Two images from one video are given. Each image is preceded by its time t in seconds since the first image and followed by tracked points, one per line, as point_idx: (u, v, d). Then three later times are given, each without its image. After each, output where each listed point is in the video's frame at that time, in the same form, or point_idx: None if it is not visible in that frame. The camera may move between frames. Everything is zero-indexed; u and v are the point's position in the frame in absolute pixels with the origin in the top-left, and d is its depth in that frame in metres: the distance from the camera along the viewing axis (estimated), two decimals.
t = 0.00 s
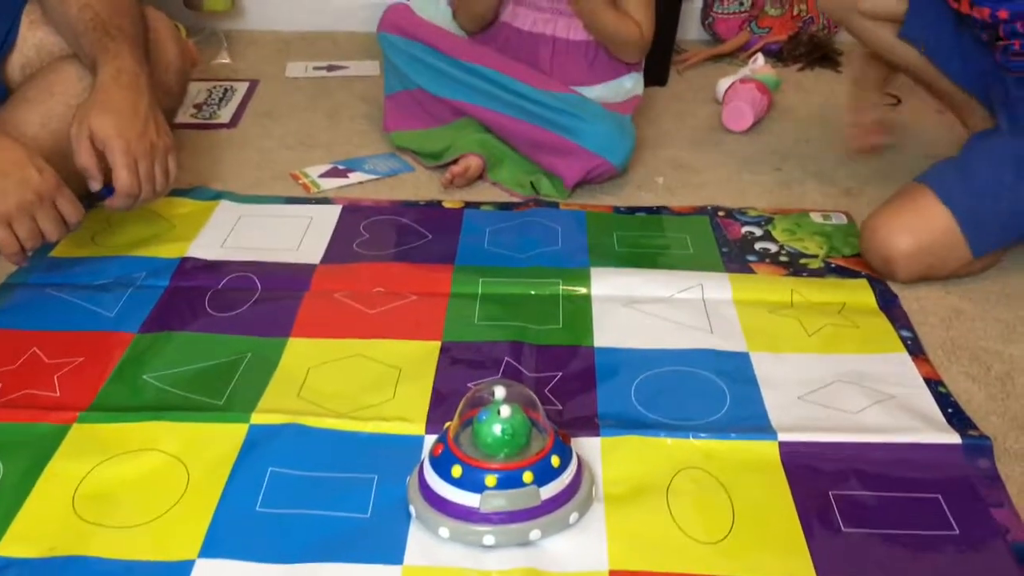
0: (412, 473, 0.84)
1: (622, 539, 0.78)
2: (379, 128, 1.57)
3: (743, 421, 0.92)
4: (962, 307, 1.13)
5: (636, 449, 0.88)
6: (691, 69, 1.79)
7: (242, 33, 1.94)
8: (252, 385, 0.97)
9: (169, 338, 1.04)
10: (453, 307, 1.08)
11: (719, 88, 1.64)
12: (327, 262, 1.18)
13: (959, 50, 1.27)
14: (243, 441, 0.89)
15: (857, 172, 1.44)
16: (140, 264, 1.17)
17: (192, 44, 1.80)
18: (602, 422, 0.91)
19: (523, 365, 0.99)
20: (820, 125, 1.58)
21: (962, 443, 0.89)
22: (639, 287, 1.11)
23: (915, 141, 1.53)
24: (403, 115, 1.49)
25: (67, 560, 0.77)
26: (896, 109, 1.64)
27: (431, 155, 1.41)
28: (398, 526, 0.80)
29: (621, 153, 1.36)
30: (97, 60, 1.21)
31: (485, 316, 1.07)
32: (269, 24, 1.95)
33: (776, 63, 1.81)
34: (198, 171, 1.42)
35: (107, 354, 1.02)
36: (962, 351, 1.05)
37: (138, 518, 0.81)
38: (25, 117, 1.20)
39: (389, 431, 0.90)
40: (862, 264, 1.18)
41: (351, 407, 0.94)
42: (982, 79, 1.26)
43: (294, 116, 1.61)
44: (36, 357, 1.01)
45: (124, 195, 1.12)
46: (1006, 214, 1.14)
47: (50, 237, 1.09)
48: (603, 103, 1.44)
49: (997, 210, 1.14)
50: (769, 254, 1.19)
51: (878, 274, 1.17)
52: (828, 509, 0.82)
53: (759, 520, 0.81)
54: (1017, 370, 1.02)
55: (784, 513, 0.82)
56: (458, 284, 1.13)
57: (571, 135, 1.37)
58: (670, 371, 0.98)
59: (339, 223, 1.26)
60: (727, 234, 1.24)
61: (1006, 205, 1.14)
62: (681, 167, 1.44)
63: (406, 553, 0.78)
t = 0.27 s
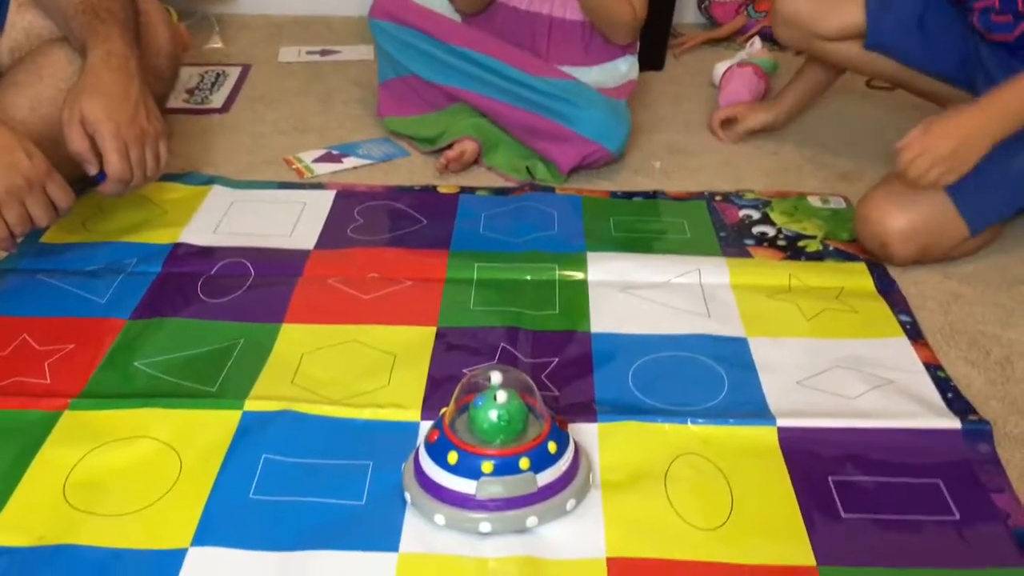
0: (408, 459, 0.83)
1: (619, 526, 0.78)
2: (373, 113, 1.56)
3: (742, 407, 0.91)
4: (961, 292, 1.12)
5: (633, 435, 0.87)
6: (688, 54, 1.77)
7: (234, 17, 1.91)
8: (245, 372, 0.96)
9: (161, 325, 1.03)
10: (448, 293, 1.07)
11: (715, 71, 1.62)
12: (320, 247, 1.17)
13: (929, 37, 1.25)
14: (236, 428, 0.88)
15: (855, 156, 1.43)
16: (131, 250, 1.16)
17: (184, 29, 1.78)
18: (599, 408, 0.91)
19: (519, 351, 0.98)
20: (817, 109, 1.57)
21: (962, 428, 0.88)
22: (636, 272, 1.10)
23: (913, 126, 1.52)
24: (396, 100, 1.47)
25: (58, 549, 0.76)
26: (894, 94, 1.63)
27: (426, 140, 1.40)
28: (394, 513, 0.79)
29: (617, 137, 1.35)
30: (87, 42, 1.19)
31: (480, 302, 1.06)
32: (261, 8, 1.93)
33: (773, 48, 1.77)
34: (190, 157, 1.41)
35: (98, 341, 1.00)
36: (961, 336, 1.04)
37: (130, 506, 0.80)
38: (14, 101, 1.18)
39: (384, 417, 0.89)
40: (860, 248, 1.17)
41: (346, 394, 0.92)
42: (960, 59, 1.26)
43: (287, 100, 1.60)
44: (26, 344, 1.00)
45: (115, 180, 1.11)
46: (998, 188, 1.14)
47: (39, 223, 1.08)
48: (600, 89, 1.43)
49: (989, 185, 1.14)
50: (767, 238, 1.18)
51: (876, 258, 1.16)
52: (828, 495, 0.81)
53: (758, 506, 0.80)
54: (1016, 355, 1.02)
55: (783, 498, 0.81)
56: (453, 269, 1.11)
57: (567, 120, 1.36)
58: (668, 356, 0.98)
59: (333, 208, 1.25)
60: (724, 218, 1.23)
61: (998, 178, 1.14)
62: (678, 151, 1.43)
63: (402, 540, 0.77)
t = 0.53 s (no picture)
0: (404, 464, 0.82)
1: (618, 529, 0.77)
2: (367, 115, 1.55)
3: (740, 408, 0.90)
4: (960, 290, 1.11)
5: (631, 437, 0.86)
6: (683, 53, 1.77)
7: (227, 20, 1.90)
8: (240, 377, 0.95)
9: (154, 329, 1.02)
10: (444, 295, 1.06)
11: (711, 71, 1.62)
12: (315, 250, 1.16)
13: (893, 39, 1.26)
14: (231, 434, 0.87)
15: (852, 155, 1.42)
16: (124, 255, 1.15)
17: (177, 32, 1.77)
18: (597, 410, 0.90)
19: (515, 353, 0.98)
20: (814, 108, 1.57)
21: (963, 427, 0.87)
22: (633, 273, 1.09)
23: (909, 124, 1.52)
24: (391, 100, 1.46)
25: (50, 557, 0.75)
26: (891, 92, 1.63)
27: (421, 141, 1.39)
28: (390, 518, 0.79)
29: (612, 137, 1.34)
30: (77, 45, 1.18)
31: (476, 304, 1.05)
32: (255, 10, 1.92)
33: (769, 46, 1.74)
34: (184, 160, 1.40)
35: (91, 346, 0.99)
36: (961, 334, 1.03)
37: (124, 513, 0.79)
38: (5, 105, 1.17)
39: (380, 421, 0.88)
40: (858, 247, 1.17)
41: (341, 398, 0.92)
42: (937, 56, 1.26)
43: (281, 103, 1.59)
44: (18, 350, 0.99)
45: (104, 184, 1.10)
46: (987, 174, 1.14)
47: (29, 228, 1.07)
48: (596, 85, 1.42)
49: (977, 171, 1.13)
50: (764, 238, 1.18)
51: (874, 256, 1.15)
52: (828, 496, 0.81)
53: (758, 509, 0.79)
54: (1016, 353, 1.01)
55: (783, 500, 0.80)
56: (449, 272, 1.11)
57: (563, 119, 1.35)
58: (666, 358, 0.97)
59: (328, 210, 1.24)
60: (721, 217, 1.22)
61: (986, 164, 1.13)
62: (674, 151, 1.42)
63: (398, 545, 0.76)
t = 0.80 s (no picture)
0: (405, 464, 0.82)
1: (619, 529, 0.77)
2: (368, 114, 1.55)
3: (742, 406, 0.90)
4: (963, 287, 1.11)
5: (633, 437, 0.86)
6: (683, 52, 1.76)
7: (227, 21, 1.90)
8: (240, 377, 0.95)
9: (155, 330, 1.02)
10: (445, 295, 1.06)
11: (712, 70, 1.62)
12: (315, 250, 1.16)
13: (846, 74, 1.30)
14: (231, 434, 0.87)
15: (854, 152, 1.42)
16: (124, 255, 1.15)
17: (178, 33, 1.77)
18: (598, 409, 0.89)
19: (516, 352, 0.97)
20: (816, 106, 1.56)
21: (966, 425, 0.87)
22: (635, 271, 1.09)
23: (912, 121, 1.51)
24: (391, 100, 1.46)
25: (50, 559, 0.75)
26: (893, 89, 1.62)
27: (422, 141, 1.39)
28: (391, 518, 0.78)
29: (614, 135, 1.34)
30: (78, 46, 1.18)
31: (477, 303, 1.05)
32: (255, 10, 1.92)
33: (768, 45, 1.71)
34: (184, 161, 1.40)
35: (91, 347, 0.99)
36: (964, 332, 1.03)
37: (124, 514, 0.79)
38: (6, 107, 1.17)
39: (382, 421, 0.88)
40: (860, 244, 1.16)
41: (343, 398, 0.91)
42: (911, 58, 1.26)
43: (282, 103, 1.59)
44: (18, 351, 0.99)
45: (109, 186, 1.10)
46: (976, 155, 1.12)
47: (26, 232, 1.07)
48: (595, 84, 1.42)
49: (964, 153, 1.12)
50: (766, 233, 1.18)
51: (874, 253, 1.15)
52: (831, 495, 0.80)
53: (761, 508, 0.79)
54: (1019, 350, 1.00)
55: (786, 499, 0.80)
56: (450, 271, 1.10)
57: (564, 117, 1.35)
58: (668, 356, 0.96)
59: (328, 210, 1.24)
60: (723, 213, 1.22)
61: (971, 144, 1.12)
62: (676, 149, 1.42)
63: (399, 546, 0.76)
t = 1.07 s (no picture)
0: (402, 452, 0.81)
1: (617, 517, 0.76)
2: (363, 101, 1.53)
3: (741, 393, 0.89)
4: (963, 272, 1.10)
5: (631, 424, 0.85)
6: (682, 37, 1.74)
7: (221, 7, 1.89)
8: (235, 366, 0.94)
9: (149, 319, 1.01)
10: (441, 282, 1.05)
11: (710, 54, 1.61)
12: (310, 238, 1.15)
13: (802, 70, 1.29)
14: (226, 423, 0.86)
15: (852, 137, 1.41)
16: (118, 244, 1.14)
17: (171, 20, 1.76)
18: (596, 396, 0.89)
19: (513, 339, 0.96)
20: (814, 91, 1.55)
21: (966, 411, 0.86)
22: (633, 257, 1.08)
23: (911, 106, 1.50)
24: (387, 86, 1.44)
25: (43, 549, 0.74)
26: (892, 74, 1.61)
27: (418, 128, 1.38)
28: (388, 507, 0.78)
29: (611, 120, 1.33)
30: (70, 33, 1.17)
31: (473, 290, 1.04)
32: None
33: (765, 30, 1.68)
34: (178, 149, 1.39)
35: (84, 336, 0.98)
36: (964, 317, 1.02)
37: (118, 504, 0.78)
38: None
39: (378, 410, 0.88)
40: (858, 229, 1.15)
41: (339, 386, 0.91)
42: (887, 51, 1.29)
43: (276, 90, 1.58)
44: (11, 340, 0.98)
45: (103, 176, 1.09)
46: (952, 127, 1.14)
47: (16, 223, 1.06)
48: (592, 69, 1.41)
49: (940, 126, 1.14)
50: (764, 217, 1.17)
51: (870, 236, 1.15)
52: (830, 482, 0.80)
53: (760, 495, 0.78)
54: (1019, 335, 1.00)
55: (785, 486, 0.79)
56: (446, 258, 1.09)
57: (561, 103, 1.34)
58: (666, 343, 0.96)
59: (323, 198, 1.23)
60: (721, 197, 1.21)
61: (946, 117, 1.14)
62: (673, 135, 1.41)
63: (396, 535, 0.75)
